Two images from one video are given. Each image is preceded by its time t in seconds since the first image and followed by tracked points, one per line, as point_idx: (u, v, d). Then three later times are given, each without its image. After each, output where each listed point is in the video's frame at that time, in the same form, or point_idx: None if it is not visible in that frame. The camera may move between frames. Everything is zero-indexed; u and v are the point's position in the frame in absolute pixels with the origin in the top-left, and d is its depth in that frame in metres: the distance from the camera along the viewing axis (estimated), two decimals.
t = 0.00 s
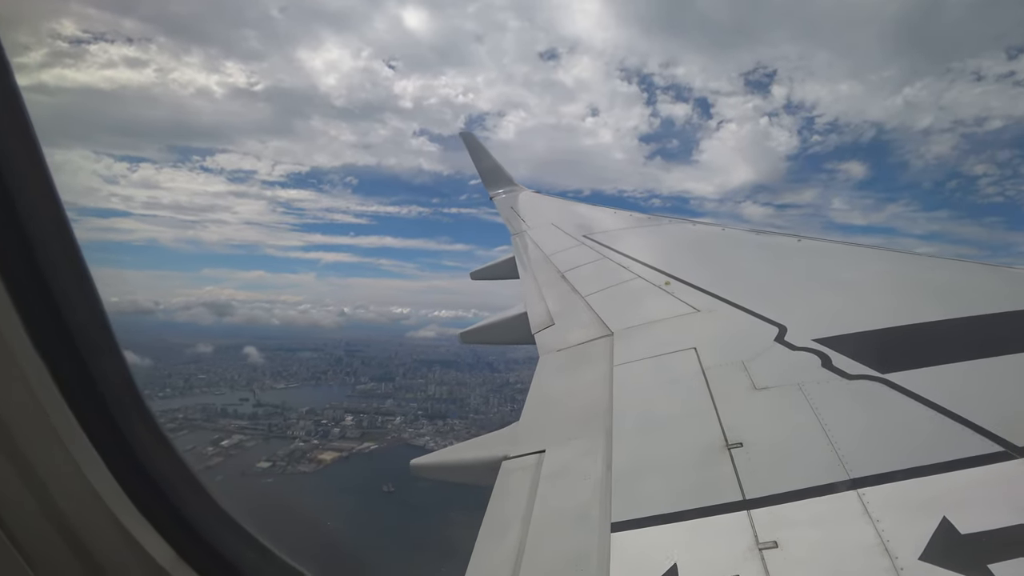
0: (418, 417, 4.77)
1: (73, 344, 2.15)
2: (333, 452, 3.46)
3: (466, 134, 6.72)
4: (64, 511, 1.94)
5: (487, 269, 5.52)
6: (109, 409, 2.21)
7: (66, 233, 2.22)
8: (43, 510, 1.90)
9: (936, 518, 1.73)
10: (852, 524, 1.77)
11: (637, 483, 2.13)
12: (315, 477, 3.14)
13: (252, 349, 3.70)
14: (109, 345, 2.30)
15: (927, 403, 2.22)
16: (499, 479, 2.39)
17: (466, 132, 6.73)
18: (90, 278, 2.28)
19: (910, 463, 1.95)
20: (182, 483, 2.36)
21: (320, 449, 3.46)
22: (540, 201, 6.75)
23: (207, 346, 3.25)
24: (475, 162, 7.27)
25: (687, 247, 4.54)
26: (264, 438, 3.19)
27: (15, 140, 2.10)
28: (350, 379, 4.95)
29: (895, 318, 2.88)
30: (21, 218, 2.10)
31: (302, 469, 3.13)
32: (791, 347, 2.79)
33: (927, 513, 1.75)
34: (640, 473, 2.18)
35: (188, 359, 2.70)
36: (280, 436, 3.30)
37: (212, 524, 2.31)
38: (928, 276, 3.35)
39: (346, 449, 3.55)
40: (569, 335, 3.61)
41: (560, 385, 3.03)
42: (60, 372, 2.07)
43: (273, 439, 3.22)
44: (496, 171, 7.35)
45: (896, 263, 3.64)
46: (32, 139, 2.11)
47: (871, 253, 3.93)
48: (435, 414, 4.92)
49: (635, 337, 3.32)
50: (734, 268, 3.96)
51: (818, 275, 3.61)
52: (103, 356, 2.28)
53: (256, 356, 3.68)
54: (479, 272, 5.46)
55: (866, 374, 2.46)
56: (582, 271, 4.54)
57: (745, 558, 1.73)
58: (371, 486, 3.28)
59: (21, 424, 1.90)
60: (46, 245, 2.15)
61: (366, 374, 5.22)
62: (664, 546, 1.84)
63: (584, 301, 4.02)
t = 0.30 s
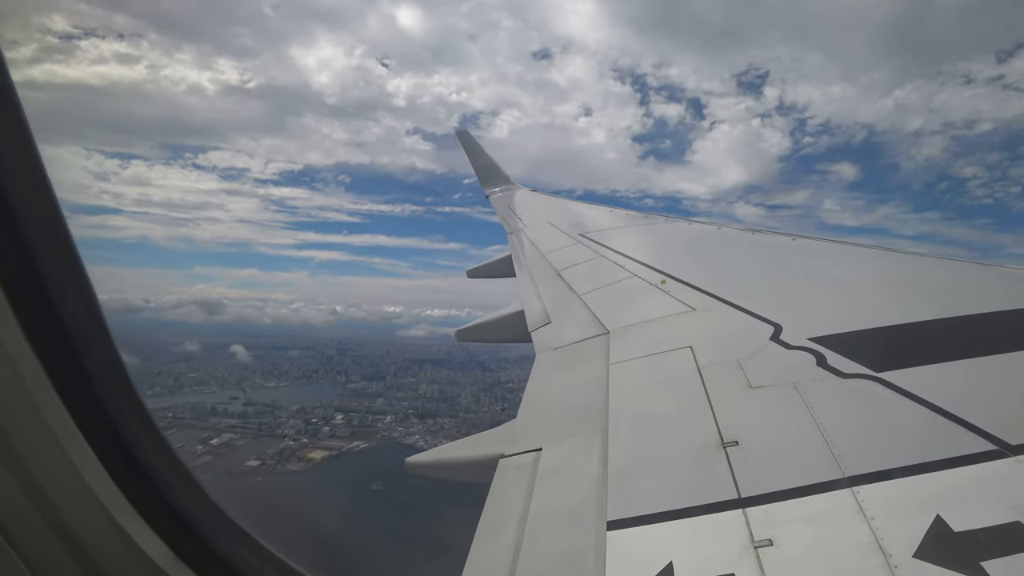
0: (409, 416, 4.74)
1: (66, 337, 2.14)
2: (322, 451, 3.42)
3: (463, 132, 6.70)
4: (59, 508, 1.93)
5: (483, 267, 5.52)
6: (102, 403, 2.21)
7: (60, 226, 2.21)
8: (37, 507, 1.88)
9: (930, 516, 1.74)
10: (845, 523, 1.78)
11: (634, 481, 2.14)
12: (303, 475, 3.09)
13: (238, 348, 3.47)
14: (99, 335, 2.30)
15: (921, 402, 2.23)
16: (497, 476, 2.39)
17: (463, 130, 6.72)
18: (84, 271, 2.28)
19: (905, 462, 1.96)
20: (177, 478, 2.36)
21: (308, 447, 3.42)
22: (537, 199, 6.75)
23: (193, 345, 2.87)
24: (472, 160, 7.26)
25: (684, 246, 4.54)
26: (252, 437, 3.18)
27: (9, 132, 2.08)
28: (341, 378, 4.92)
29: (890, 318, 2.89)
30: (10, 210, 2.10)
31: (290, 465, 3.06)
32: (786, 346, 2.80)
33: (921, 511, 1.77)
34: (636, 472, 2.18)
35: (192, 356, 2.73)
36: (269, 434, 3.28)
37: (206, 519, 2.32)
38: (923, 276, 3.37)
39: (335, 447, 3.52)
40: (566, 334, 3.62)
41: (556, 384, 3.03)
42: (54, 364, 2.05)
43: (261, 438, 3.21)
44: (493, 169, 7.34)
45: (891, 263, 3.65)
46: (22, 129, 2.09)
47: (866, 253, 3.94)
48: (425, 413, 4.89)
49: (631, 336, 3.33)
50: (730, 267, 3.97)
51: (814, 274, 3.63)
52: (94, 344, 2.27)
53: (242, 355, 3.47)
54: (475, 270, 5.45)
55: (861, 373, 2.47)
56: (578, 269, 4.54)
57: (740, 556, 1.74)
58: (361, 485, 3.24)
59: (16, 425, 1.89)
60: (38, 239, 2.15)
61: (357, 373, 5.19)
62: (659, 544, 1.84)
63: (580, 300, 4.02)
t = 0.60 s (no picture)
0: (402, 416, 4.72)
1: (60, 337, 2.12)
2: (314, 451, 3.40)
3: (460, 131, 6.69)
4: (54, 508, 1.91)
5: (481, 266, 5.51)
6: (97, 401, 2.19)
7: (54, 225, 2.18)
8: (33, 507, 1.86)
9: (927, 513, 1.75)
10: (843, 520, 1.79)
11: (632, 478, 2.14)
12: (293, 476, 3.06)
13: (228, 347, 3.39)
14: (95, 335, 2.28)
15: (918, 400, 2.24)
16: (496, 475, 2.39)
17: (460, 129, 6.71)
18: (79, 271, 2.25)
19: (902, 459, 1.97)
20: (171, 476, 2.35)
21: (301, 446, 3.40)
22: (533, 198, 6.75)
23: (185, 344, 2.80)
24: (469, 158, 7.25)
25: (681, 244, 4.54)
26: (244, 436, 3.11)
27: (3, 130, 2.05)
28: (334, 378, 4.88)
29: (887, 316, 2.90)
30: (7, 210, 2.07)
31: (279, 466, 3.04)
32: (784, 343, 2.81)
33: (918, 508, 1.77)
34: (634, 470, 2.18)
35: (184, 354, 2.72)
36: (261, 434, 3.21)
37: (204, 518, 2.30)
38: (920, 274, 3.38)
39: (327, 446, 3.51)
40: (564, 332, 3.62)
41: (554, 382, 3.02)
42: (49, 362, 2.03)
43: (253, 437, 3.13)
44: (490, 168, 7.33)
45: (888, 261, 3.66)
46: (17, 129, 2.07)
47: (862, 251, 3.95)
48: (418, 413, 4.87)
49: (628, 334, 3.33)
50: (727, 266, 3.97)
51: (811, 272, 3.63)
52: (89, 344, 2.25)
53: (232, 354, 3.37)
54: (473, 269, 5.45)
55: (859, 371, 2.48)
56: (576, 268, 4.54)
57: (739, 553, 1.75)
58: (350, 484, 3.21)
59: (12, 424, 1.87)
60: (33, 237, 2.12)
61: (350, 372, 5.16)
62: (658, 542, 1.84)
63: (578, 299, 4.02)
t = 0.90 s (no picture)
0: (397, 416, 4.71)
1: (56, 337, 2.10)
2: (309, 451, 3.37)
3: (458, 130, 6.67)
4: (51, 509, 1.89)
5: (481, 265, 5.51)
6: (93, 401, 2.18)
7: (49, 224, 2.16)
8: (29, 508, 1.85)
9: (929, 509, 1.75)
10: (845, 517, 1.78)
11: (633, 477, 2.14)
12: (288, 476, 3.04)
13: (220, 348, 3.23)
14: (91, 336, 2.26)
15: (918, 396, 2.24)
16: (499, 473, 2.38)
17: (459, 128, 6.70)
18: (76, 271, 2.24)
19: (903, 456, 1.97)
20: (169, 476, 2.34)
21: (296, 446, 3.37)
22: (532, 196, 6.73)
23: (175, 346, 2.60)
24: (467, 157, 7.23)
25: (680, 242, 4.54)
26: (238, 437, 3.06)
27: None
28: (329, 378, 4.85)
29: (887, 313, 2.90)
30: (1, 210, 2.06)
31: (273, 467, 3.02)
32: (784, 341, 2.81)
33: (920, 504, 1.78)
34: (634, 469, 2.18)
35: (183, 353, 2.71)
36: (255, 434, 3.16)
37: (202, 518, 2.30)
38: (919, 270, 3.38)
39: (321, 446, 3.49)
40: (564, 331, 3.62)
41: (554, 381, 3.02)
42: (44, 362, 2.02)
43: (247, 437, 3.08)
44: (488, 167, 7.33)
45: (887, 257, 3.66)
46: (11, 128, 2.04)
47: (862, 247, 3.95)
48: (413, 413, 4.86)
49: (629, 332, 3.33)
50: (726, 263, 3.97)
51: (810, 269, 3.63)
52: (85, 344, 2.23)
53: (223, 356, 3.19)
54: (472, 268, 5.44)
55: (859, 368, 2.48)
56: (576, 267, 4.53)
57: (740, 551, 1.74)
58: (343, 483, 3.21)
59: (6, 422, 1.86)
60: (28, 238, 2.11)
61: (346, 372, 5.13)
62: (660, 540, 1.84)
63: (578, 298, 4.00)
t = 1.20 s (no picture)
0: (391, 415, 4.70)
1: (60, 338, 2.10)
2: (304, 450, 3.35)
3: (460, 129, 6.67)
4: (57, 513, 1.89)
5: (482, 265, 5.50)
6: (97, 401, 2.18)
7: (53, 225, 2.16)
8: (34, 511, 1.84)
9: (930, 511, 1.75)
10: (847, 518, 1.78)
11: (636, 477, 2.13)
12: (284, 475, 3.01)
13: (212, 345, 3.15)
14: (92, 332, 2.27)
15: (921, 397, 2.24)
16: (502, 473, 2.38)
17: (461, 127, 6.69)
18: (79, 271, 2.24)
19: (904, 458, 1.97)
20: (173, 478, 2.33)
21: (292, 445, 3.35)
22: (533, 196, 6.72)
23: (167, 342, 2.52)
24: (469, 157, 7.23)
25: (681, 242, 4.53)
26: (234, 435, 2.97)
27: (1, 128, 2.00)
28: (325, 377, 4.82)
29: (889, 313, 2.90)
30: (5, 211, 2.05)
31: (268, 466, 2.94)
32: (786, 342, 2.80)
33: (921, 506, 1.78)
34: (636, 469, 2.18)
35: (179, 351, 2.68)
36: (249, 433, 3.09)
37: (205, 520, 2.29)
38: (922, 270, 3.37)
39: (314, 445, 3.48)
40: (566, 332, 3.61)
41: (556, 382, 3.01)
42: (49, 364, 2.01)
43: (242, 435, 3.01)
44: (490, 167, 7.33)
45: (889, 257, 3.66)
46: (14, 128, 2.02)
47: (863, 247, 3.94)
48: (408, 413, 4.85)
49: (630, 333, 3.33)
50: (728, 263, 3.96)
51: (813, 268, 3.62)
52: (88, 344, 2.23)
53: (214, 354, 3.11)
54: (473, 267, 5.44)
55: (862, 369, 2.48)
56: (577, 267, 4.52)
57: (741, 552, 1.74)
58: (336, 483, 3.27)
59: (12, 426, 1.85)
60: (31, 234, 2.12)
61: (342, 371, 5.10)
62: (660, 541, 1.84)
63: (580, 299, 3.98)
